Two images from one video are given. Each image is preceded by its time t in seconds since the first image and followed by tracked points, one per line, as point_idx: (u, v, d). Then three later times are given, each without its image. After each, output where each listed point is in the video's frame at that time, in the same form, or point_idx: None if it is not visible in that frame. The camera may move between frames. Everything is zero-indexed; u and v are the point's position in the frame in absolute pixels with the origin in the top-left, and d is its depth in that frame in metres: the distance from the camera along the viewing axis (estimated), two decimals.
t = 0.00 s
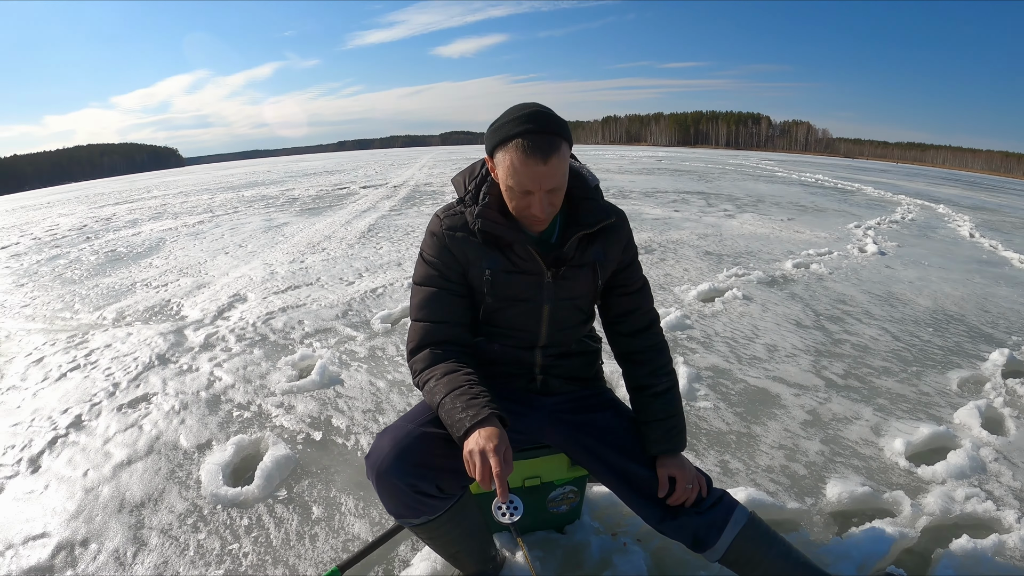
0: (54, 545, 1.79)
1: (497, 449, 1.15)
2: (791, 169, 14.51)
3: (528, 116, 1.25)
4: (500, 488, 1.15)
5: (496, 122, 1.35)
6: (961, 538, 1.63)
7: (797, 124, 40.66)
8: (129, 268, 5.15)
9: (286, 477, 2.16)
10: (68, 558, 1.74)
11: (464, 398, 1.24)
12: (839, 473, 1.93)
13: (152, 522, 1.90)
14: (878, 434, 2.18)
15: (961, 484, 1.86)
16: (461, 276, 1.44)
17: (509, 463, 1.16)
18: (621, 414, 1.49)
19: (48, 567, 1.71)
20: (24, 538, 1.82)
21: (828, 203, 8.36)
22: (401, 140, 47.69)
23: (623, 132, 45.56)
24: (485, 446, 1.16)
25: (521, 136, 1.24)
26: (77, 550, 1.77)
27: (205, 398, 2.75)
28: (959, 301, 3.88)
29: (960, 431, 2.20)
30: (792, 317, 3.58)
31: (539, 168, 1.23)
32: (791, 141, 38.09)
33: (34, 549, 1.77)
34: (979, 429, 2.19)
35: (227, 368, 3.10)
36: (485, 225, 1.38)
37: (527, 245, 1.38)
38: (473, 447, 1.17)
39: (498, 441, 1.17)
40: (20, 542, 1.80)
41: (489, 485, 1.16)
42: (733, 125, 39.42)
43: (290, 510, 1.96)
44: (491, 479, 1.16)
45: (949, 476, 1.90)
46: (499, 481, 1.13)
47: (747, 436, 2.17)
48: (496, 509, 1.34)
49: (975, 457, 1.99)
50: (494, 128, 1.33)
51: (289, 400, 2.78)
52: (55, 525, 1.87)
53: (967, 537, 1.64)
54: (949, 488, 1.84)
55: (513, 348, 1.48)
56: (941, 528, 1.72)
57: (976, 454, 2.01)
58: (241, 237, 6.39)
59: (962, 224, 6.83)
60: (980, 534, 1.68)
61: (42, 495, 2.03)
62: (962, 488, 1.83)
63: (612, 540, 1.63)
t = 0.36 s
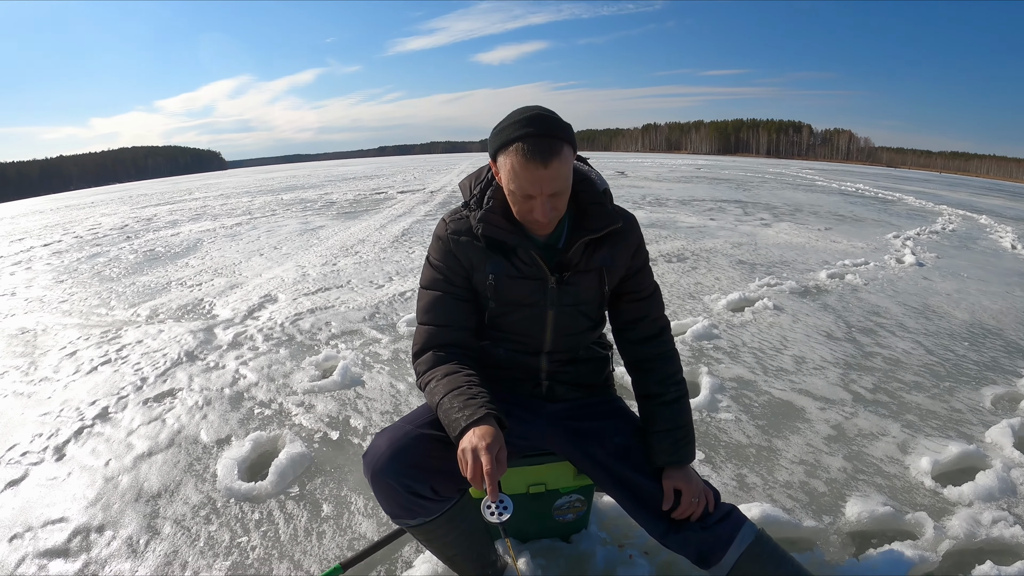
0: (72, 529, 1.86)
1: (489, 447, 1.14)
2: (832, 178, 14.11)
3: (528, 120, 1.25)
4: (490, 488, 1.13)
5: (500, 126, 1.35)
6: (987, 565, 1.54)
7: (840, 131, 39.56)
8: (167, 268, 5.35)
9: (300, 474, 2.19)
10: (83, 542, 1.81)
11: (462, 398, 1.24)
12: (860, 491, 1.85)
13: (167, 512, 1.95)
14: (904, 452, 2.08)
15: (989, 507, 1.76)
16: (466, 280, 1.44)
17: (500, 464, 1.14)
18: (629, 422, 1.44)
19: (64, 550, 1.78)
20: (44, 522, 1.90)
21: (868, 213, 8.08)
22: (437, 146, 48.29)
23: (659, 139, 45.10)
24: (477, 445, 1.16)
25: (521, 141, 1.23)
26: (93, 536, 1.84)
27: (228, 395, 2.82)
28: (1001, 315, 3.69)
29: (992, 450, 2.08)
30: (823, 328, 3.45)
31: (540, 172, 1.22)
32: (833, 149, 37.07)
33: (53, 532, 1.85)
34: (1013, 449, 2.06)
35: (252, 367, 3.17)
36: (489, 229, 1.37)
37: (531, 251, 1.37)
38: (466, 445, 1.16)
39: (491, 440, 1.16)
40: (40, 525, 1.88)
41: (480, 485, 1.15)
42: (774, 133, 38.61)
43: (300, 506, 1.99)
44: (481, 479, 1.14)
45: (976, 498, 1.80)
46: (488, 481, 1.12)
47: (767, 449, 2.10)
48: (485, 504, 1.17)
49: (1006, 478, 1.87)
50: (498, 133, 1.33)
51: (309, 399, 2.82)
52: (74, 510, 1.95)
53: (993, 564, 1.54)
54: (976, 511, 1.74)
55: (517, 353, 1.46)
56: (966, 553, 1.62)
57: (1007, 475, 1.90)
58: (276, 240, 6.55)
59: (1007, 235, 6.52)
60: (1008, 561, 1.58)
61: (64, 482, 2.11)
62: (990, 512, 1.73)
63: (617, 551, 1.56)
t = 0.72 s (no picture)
0: (73, 519, 1.88)
1: (480, 446, 1.14)
2: (846, 188, 13.99)
3: (525, 121, 1.25)
4: (480, 486, 1.12)
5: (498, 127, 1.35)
6: None
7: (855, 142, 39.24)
8: (178, 266, 5.40)
9: (300, 472, 2.20)
10: (83, 532, 1.82)
11: (455, 397, 1.24)
12: (863, 503, 1.82)
13: (167, 505, 1.96)
14: (909, 464, 2.04)
15: (994, 521, 1.72)
16: (463, 282, 1.43)
17: (491, 462, 1.13)
18: (626, 427, 1.43)
19: (64, 540, 1.79)
20: (45, 511, 1.92)
21: (882, 223, 7.99)
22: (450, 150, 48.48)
23: (672, 147, 44.98)
24: (469, 443, 1.15)
25: (517, 141, 1.23)
26: (94, 526, 1.85)
27: (233, 392, 2.84)
28: (1014, 327, 3.63)
29: (1000, 464, 2.03)
30: (832, 338, 3.41)
31: (535, 173, 1.22)
32: (849, 159, 36.75)
33: (54, 522, 1.86)
34: (1021, 463, 2.02)
35: (258, 365, 3.19)
36: (486, 231, 1.37)
37: (528, 253, 1.36)
38: (458, 443, 1.16)
39: (482, 439, 1.15)
40: (41, 514, 1.90)
41: (471, 483, 1.15)
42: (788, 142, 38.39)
43: (298, 503, 1.99)
44: (472, 477, 1.14)
45: (981, 512, 1.76)
46: (478, 479, 1.11)
47: (769, 458, 2.07)
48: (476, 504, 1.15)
49: (1013, 492, 1.83)
50: (495, 133, 1.33)
51: (312, 398, 2.83)
52: (76, 501, 1.96)
53: None
54: (981, 526, 1.70)
55: (514, 356, 1.45)
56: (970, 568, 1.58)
57: (1013, 489, 1.86)
58: (287, 240, 6.60)
59: (1022, 246, 6.42)
60: None
61: (68, 473, 2.13)
62: (995, 526, 1.69)
63: (613, 557, 1.54)
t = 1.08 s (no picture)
0: (61, 523, 1.86)
1: (467, 455, 1.13)
2: (838, 198, 14.13)
3: (514, 131, 1.25)
4: (466, 495, 1.12)
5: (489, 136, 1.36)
6: None
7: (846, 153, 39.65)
8: (171, 270, 5.38)
9: (289, 478, 2.18)
10: (72, 535, 1.80)
11: (443, 406, 1.23)
12: (851, 512, 1.83)
13: (156, 510, 1.94)
14: (897, 474, 2.05)
15: (981, 531, 1.73)
16: (451, 292, 1.44)
17: (478, 471, 1.13)
18: (613, 437, 1.43)
19: (53, 542, 1.77)
20: (34, 514, 1.89)
21: (873, 234, 8.06)
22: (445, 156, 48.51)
23: (666, 156, 45.26)
24: (456, 452, 1.15)
25: (506, 150, 1.23)
26: (83, 529, 1.83)
27: (224, 397, 2.82)
28: (1001, 338, 3.67)
29: (986, 474, 2.05)
30: (822, 348, 3.43)
31: (523, 183, 1.22)
32: (841, 170, 37.08)
33: (43, 525, 1.84)
34: (1006, 473, 2.04)
35: (249, 370, 3.17)
36: (473, 241, 1.37)
37: (515, 263, 1.36)
38: (444, 452, 1.16)
39: (469, 448, 1.15)
40: (30, 516, 1.88)
41: (457, 492, 1.14)
42: (782, 153, 38.76)
43: (287, 509, 1.97)
44: (458, 486, 1.13)
45: (968, 522, 1.77)
46: (465, 488, 1.11)
47: (760, 467, 2.08)
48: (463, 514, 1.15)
49: (998, 502, 1.85)
50: (485, 142, 1.33)
51: (303, 404, 2.81)
52: (66, 504, 1.94)
53: None
54: (967, 536, 1.71)
55: (502, 366, 1.45)
56: None
57: (999, 499, 1.87)
58: (281, 245, 6.59)
59: (1010, 258, 6.49)
60: None
61: (58, 476, 2.11)
62: (981, 536, 1.70)
63: (599, 566, 1.53)
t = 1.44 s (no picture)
0: (74, 512, 1.91)
1: (493, 443, 1.16)
2: (850, 200, 14.06)
3: (547, 127, 1.28)
4: (491, 481, 1.15)
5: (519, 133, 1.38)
6: None
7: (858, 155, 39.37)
8: (182, 260, 5.44)
9: (303, 471, 2.22)
10: (85, 525, 1.85)
11: (467, 398, 1.27)
12: (863, 515, 1.84)
13: (169, 501, 1.99)
14: (909, 478, 2.07)
15: (990, 536, 1.75)
16: (477, 288, 1.46)
17: (503, 458, 1.16)
18: (633, 435, 1.45)
19: (65, 532, 1.82)
20: (46, 503, 1.94)
21: (884, 237, 8.03)
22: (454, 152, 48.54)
23: (676, 155, 45.08)
24: (481, 440, 1.18)
25: (539, 146, 1.26)
26: (96, 519, 1.88)
27: (237, 389, 2.87)
28: (1014, 344, 3.66)
29: (998, 479, 2.06)
30: (834, 351, 3.44)
31: (555, 179, 1.25)
32: (853, 172, 36.81)
33: (55, 514, 1.89)
34: (1018, 479, 2.05)
35: (262, 362, 3.22)
36: (501, 237, 1.40)
37: (542, 260, 1.39)
38: (470, 440, 1.19)
39: (495, 436, 1.18)
40: (42, 506, 1.93)
41: (481, 479, 1.17)
42: (793, 153, 38.52)
43: (302, 502, 2.02)
44: (483, 473, 1.16)
45: (979, 526, 1.79)
46: (489, 474, 1.14)
47: (771, 469, 2.09)
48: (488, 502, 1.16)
49: (1011, 508, 1.86)
50: (517, 138, 1.36)
51: (317, 397, 2.85)
52: (78, 494, 1.99)
53: None
54: (978, 540, 1.73)
55: (525, 362, 1.48)
56: None
57: (1011, 505, 1.88)
58: (291, 237, 6.65)
59: None
60: None
61: (70, 465, 2.16)
62: (992, 541, 1.72)
63: (616, 563, 1.56)
